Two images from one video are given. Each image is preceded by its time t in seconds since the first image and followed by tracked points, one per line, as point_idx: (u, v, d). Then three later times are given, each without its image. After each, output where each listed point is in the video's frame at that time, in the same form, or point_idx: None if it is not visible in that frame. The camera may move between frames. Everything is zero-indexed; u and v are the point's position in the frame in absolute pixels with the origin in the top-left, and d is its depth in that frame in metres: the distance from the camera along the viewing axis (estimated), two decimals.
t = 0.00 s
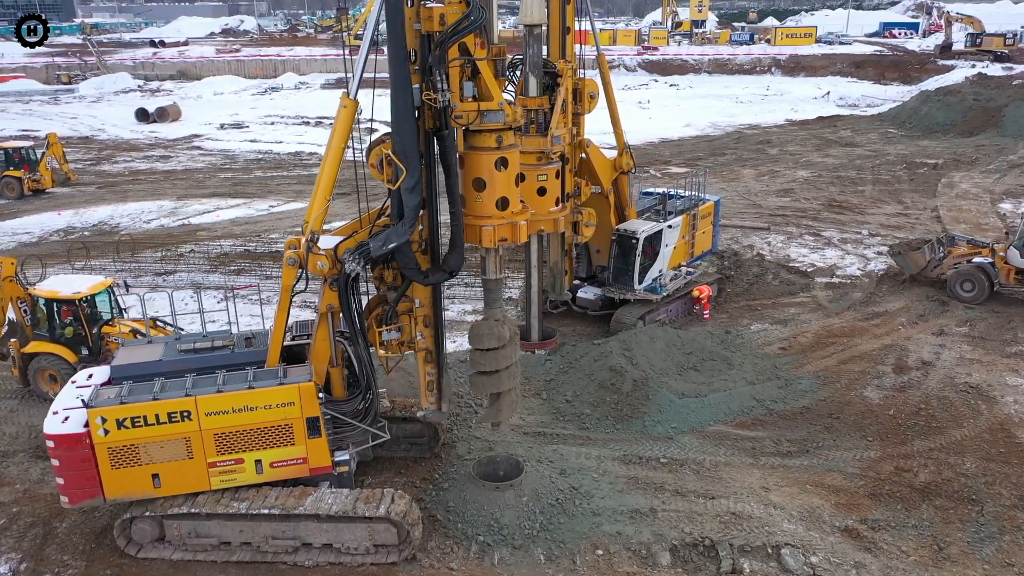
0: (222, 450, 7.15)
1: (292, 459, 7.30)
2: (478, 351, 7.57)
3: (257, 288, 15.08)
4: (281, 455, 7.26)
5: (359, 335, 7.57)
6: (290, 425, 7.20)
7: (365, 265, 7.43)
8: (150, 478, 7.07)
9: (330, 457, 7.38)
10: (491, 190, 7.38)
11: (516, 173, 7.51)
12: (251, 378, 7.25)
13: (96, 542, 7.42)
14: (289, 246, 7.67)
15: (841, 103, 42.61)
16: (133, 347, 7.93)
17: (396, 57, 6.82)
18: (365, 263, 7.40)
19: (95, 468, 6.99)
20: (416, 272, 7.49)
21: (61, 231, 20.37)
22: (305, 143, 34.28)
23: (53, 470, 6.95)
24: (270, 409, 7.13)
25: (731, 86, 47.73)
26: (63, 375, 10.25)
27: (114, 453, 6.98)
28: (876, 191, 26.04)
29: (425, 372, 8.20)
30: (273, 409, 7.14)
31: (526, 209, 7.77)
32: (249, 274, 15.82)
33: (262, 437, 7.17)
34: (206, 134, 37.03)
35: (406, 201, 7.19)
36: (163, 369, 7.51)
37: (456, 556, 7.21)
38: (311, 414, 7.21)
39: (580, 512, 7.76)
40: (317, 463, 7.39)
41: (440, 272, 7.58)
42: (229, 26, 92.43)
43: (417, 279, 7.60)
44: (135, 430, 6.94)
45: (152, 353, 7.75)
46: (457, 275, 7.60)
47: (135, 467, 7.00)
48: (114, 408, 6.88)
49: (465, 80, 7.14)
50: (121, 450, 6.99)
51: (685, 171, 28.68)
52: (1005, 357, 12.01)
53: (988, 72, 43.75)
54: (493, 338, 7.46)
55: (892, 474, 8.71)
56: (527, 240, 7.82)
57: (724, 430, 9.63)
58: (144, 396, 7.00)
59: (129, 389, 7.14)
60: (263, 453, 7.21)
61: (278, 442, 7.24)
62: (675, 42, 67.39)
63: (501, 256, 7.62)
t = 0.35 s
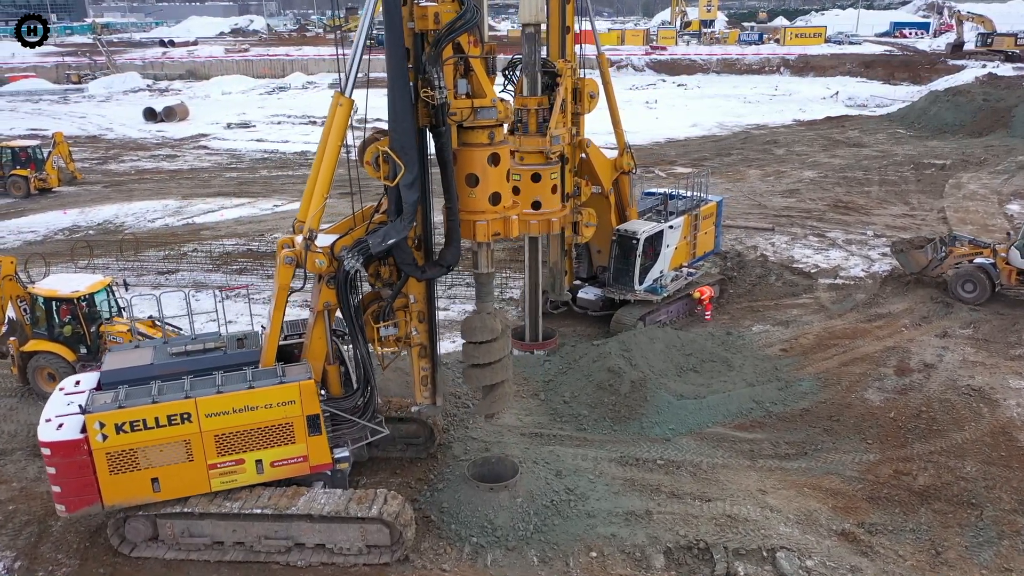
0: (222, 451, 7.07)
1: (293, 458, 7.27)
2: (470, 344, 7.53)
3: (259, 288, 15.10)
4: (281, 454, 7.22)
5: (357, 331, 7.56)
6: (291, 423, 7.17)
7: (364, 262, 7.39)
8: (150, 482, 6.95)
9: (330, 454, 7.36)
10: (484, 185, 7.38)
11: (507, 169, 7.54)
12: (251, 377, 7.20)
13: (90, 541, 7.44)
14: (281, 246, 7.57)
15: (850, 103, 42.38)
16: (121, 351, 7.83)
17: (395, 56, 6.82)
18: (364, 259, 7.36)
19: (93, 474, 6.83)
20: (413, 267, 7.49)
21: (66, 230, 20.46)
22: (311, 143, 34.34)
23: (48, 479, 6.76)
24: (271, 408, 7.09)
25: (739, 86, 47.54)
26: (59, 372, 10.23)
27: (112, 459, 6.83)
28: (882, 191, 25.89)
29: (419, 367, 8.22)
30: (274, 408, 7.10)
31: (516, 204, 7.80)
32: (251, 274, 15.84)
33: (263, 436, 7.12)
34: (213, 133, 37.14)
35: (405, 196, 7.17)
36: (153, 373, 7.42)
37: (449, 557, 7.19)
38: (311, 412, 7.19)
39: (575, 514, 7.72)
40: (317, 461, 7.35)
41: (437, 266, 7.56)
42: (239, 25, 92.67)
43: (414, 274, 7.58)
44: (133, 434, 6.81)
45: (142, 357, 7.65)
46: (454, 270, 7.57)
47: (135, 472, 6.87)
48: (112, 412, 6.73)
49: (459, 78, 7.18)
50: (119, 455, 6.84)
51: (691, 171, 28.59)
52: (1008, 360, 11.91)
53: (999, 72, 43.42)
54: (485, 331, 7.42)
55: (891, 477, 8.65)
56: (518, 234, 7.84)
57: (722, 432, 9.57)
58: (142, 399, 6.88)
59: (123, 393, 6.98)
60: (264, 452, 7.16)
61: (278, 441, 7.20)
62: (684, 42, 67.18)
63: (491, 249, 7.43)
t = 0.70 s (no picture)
0: (224, 452, 7.04)
1: (295, 457, 7.29)
2: (462, 337, 7.71)
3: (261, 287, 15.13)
4: (284, 453, 7.24)
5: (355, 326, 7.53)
6: (292, 421, 7.20)
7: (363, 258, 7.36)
8: (153, 488, 6.88)
9: (331, 451, 7.42)
10: (476, 181, 7.47)
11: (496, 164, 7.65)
12: (252, 377, 7.20)
13: (85, 540, 7.46)
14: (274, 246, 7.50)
15: (859, 103, 42.17)
16: (108, 358, 7.70)
17: (393, 55, 6.84)
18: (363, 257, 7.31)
19: (94, 481, 6.73)
20: (410, 263, 7.52)
21: (72, 229, 20.55)
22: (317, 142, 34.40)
23: (49, 489, 6.61)
24: (273, 408, 7.11)
25: (747, 86, 47.36)
26: (59, 371, 10.26)
27: (114, 466, 6.73)
28: (888, 193, 25.76)
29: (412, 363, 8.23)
30: (275, 407, 7.11)
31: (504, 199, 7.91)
32: (253, 273, 15.87)
33: (266, 436, 7.13)
34: (220, 133, 37.25)
35: (403, 193, 7.20)
36: (147, 378, 7.36)
37: (442, 559, 7.17)
38: (312, 409, 7.25)
39: (570, 516, 7.70)
40: (319, 459, 7.40)
41: (433, 261, 7.57)
42: (249, 25, 92.95)
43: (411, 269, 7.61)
44: (135, 439, 6.73)
45: (132, 363, 7.56)
46: (450, 265, 7.60)
47: (137, 477, 6.80)
48: (113, 418, 6.64)
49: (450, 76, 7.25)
50: (121, 461, 6.74)
51: (696, 172, 28.50)
52: (1012, 364, 11.80)
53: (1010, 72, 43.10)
54: (477, 324, 7.61)
55: (889, 481, 8.59)
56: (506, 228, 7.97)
57: (720, 435, 9.52)
58: (142, 404, 6.80)
59: (120, 399, 6.89)
60: (265, 452, 7.17)
61: (280, 440, 7.22)
62: (692, 42, 67.00)
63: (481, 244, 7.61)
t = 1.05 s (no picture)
0: (229, 454, 6.98)
1: (297, 455, 7.28)
2: (452, 331, 8.15)
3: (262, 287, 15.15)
4: (287, 452, 7.23)
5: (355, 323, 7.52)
6: (295, 420, 7.19)
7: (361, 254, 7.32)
8: (157, 493, 6.77)
9: (334, 448, 7.45)
10: (465, 177, 7.63)
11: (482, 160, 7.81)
12: (254, 378, 7.16)
13: (80, 539, 7.47)
14: (266, 246, 7.41)
15: (868, 104, 41.96)
16: (96, 364, 7.52)
17: (391, 54, 6.86)
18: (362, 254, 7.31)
19: (98, 489, 6.57)
20: (406, 258, 7.55)
21: (76, 228, 20.65)
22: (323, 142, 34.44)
23: (51, 500, 6.43)
24: (276, 407, 7.08)
25: (755, 86, 47.18)
26: (59, 370, 10.30)
27: (118, 473, 6.59)
28: (895, 194, 25.60)
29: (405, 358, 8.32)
30: (278, 407, 7.09)
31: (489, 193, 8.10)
32: (255, 273, 15.90)
33: (269, 435, 7.10)
34: (226, 133, 37.36)
35: (401, 189, 7.23)
36: (142, 383, 7.26)
37: (435, 561, 7.16)
38: (315, 407, 7.27)
39: (564, 518, 7.67)
40: (321, 456, 7.41)
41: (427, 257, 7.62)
42: (258, 24, 93.22)
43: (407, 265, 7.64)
44: (139, 444, 6.61)
45: (123, 368, 7.43)
46: (444, 259, 7.62)
47: (142, 483, 6.67)
48: (117, 424, 6.50)
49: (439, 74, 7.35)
50: (125, 468, 6.61)
51: (702, 172, 28.42)
52: (1015, 367, 11.70)
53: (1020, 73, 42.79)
54: (467, 317, 8.09)
55: (888, 485, 8.52)
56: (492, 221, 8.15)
57: (718, 438, 9.48)
58: (145, 409, 6.69)
59: (120, 405, 6.76)
60: (269, 452, 7.13)
61: (283, 439, 7.20)
62: (701, 42, 66.80)
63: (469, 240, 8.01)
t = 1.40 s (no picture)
0: (234, 454, 6.95)
1: (299, 452, 7.33)
2: (439, 325, 8.38)
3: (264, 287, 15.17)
4: (290, 450, 7.27)
5: (354, 320, 7.54)
6: (297, 417, 7.24)
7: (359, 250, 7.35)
8: (164, 497, 6.68)
9: (335, 444, 7.53)
10: (452, 173, 7.95)
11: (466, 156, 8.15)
12: (256, 377, 7.15)
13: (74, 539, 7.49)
14: (260, 246, 7.33)
15: (876, 104, 41.74)
16: (85, 372, 7.33)
17: (387, 51, 7.00)
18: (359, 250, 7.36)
19: (105, 497, 6.43)
20: (401, 254, 7.68)
21: (82, 228, 20.74)
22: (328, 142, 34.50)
23: (57, 510, 6.27)
24: (279, 405, 7.10)
25: (763, 87, 47.00)
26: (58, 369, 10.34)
27: (125, 479, 6.47)
28: (902, 195, 25.43)
29: (395, 353, 8.55)
30: (282, 405, 7.12)
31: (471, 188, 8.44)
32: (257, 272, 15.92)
33: (273, 434, 7.12)
34: (233, 132, 37.46)
35: (398, 186, 7.32)
36: (137, 389, 7.12)
37: (428, 562, 7.14)
38: (317, 403, 7.33)
39: (559, 521, 7.65)
40: (322, 453, 7.48)
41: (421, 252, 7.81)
42: (268, 24, 93.52)
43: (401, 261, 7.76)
44: (146, 449, 6.51)
45: (115, 374, 7.27)
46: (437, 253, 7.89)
47: (148, 487, 6.57)
48: (124, 428, 6.37)
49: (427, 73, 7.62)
50: (132, 474, 6.49)
51: (707, 173, 28.33)
52: (1019, 371, 11.60)
53: None
54: (455, 311, 8.29)
55: (886, 489, 8.46)
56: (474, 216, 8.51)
57: (716, 440, 9.43)
58: (150, 413, 6.59)
59: (122, 410, 6.63)
60: (273, 451, 7.15)
61: (286, 437, 7.23)
62: (709, 42, 66.60)
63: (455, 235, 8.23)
